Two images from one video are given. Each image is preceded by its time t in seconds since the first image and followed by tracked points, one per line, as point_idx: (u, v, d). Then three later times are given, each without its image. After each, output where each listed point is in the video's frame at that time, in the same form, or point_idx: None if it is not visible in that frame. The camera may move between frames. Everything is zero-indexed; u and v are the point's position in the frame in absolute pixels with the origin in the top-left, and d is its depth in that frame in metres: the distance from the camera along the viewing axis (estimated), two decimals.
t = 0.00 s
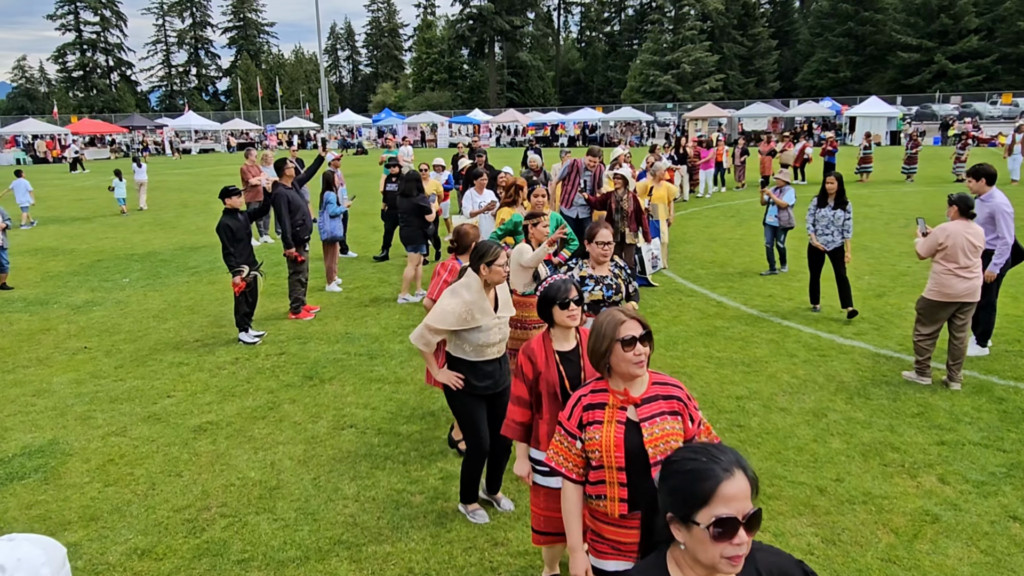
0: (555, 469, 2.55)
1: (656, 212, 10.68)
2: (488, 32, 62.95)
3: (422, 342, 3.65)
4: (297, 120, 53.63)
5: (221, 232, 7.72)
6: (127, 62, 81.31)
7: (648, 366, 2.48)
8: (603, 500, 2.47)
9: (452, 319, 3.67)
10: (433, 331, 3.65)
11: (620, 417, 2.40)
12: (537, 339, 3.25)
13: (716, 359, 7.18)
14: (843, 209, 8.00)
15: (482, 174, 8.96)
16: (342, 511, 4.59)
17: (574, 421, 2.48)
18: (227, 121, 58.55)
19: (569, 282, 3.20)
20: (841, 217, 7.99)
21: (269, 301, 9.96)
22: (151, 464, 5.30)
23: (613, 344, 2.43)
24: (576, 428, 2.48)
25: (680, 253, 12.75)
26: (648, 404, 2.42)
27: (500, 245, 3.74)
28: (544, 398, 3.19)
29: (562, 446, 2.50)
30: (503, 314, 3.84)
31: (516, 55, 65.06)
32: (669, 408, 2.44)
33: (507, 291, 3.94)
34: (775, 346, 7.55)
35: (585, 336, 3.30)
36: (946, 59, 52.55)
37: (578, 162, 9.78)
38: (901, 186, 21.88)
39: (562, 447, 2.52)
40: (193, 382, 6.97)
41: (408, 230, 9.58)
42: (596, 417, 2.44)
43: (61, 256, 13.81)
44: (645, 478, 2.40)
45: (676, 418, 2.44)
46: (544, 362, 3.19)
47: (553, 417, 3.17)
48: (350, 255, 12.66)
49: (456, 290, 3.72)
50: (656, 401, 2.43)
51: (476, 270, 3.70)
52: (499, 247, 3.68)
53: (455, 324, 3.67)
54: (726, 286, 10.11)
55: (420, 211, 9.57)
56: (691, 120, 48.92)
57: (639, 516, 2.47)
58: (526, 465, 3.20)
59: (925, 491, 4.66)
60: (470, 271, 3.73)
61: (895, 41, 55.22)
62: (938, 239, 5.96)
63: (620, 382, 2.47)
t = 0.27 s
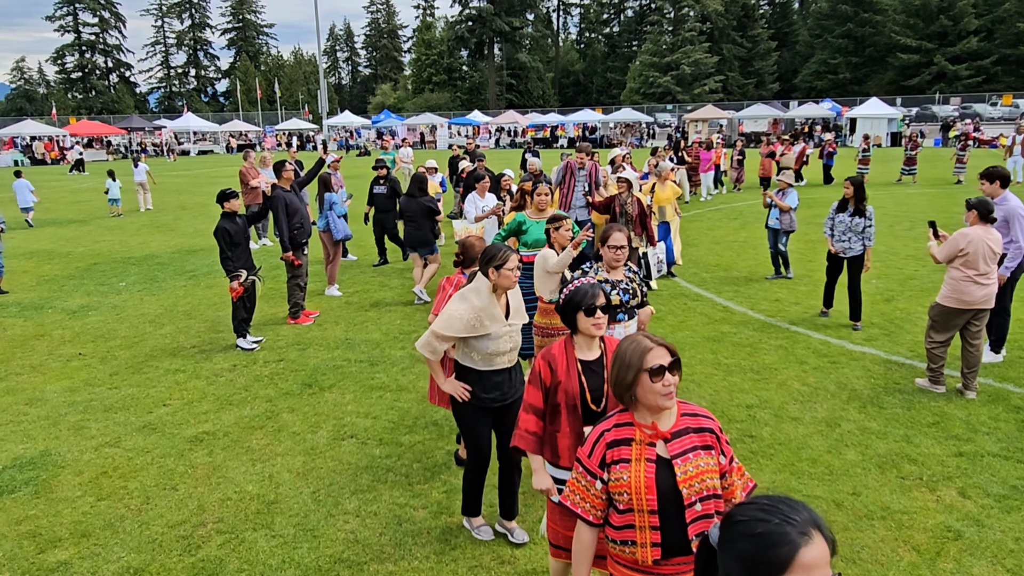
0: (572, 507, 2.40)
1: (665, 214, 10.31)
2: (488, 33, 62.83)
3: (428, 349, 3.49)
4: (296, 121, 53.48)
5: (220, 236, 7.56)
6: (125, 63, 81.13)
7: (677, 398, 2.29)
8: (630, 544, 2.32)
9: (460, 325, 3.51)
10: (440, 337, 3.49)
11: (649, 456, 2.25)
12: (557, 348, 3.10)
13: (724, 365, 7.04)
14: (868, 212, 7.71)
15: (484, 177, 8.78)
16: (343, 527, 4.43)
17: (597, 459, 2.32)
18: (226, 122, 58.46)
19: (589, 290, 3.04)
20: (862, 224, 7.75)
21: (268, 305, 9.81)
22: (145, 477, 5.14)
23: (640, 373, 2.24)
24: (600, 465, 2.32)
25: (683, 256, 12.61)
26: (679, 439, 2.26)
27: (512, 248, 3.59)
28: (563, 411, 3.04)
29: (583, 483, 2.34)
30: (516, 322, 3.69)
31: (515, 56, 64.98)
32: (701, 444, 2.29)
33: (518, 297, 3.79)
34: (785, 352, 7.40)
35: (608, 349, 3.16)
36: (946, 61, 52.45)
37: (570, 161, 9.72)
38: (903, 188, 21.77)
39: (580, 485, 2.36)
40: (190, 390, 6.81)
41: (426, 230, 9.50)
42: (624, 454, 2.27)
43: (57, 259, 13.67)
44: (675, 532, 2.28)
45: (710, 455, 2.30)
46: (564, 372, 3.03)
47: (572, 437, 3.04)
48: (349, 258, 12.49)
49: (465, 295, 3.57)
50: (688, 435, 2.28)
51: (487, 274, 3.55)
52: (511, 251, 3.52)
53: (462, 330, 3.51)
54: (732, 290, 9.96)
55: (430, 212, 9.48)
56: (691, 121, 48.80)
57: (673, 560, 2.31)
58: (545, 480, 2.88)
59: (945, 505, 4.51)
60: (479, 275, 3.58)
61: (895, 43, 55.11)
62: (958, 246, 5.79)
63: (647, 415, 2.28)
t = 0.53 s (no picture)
0: (581, 554, 2.20)
1: (675, 221, 10.15)
2: (487, 35, 62.72)
3: (441, 379, 3.41)
4: (296, 124, 53.35)
5: (216, 242, 7.41)
6: (125, 66, 80.98)
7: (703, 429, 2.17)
8: None
9: (472, 353, 3.39)
10: (451, 365, 3.40)
11: (680, 490, 2.09)
12: (577, 388, 3.00)
13: (732, 374, 6.89)
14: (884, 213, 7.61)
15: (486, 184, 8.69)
16: (342, 546, 4.27)
17: (620, 497, 2.12)
18: (226, 124, 58.33)
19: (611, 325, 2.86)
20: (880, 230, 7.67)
21: (266, 311, 9.66)
22: (137, 492, 4.98)
23: (666, 400, 2.10)
24: (622, 502, 2.13)
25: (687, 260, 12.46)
26: (709, 472, 2.12)
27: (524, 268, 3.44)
28: (583, 458, 2.94)
29: (596, 522, 2.15)
30: (532, 349, 3.52)
31: (515, 58, 64.88)
32: (731, 476, 2.17)
33: (537, 321, 3.64)
34: (794, 359, 7.25)
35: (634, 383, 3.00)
36: (947, 63, 52.30)
37: (565, 166, 9.65)
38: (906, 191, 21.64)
39: (592, 525, 2.17)
40: (186, 400, 6.66)
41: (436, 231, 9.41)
42: (649, 489, 2.10)
43: (54, 263, 13.52)
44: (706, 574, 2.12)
45: (740, 489, 2.18)
46: (586, 412, 2.94)
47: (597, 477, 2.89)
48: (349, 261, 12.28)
49: (477, 319, 3.44)
50: (716, 467, 2.14)
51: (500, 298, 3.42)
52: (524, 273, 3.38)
53: (474, 359, 3.39)
54: (738, 296, 9.81)
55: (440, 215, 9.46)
56: (691, 123, 48.65)
57: None
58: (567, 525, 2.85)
59: (967, 522, 4.35)
60: (494, 299, 3.44)
61: (895, 44, 54.98)
62: (975, 252, 5.65)
63: (672, 448, 2.14)
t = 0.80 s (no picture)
0: None
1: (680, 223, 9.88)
2: (487, 38, 62.64)
3: (444, 384, 3.24)
4: (295, 127, 53.21)
5: (213, 246, 7.26)
6: (125, 68, 80.81)
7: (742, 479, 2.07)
8: None
9: (478, 359, 3.22)
10: (455, 370, 3.23)
11: (717, 547, 2.03)
12: (595, 406, 2.77)
13: (739, 382, 6.74)
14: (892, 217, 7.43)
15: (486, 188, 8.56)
16: (340, 565, 4.11)
17: (655, 557, 2.06)
18: (225, 127, 58.19)
19: (635, 339, 2.66)
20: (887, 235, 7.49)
21: (262, 317, 9.51)
22: (129, 507, 4.83)
23: (711, 454, 1.98)
24: (658, 563, 2.07)
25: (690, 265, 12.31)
26: (745, 524, 2.08)
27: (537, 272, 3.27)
28: (606, 479, 2.72)
29: None
30: (544, 356, 3.31)
31: (515, 61, 64.80)
32: (768, 527, 2.12)
33: (551, 325, 3.44)
34: (802, 367, 7.10)
35: (658, 400, 2.78)
36: (946, 65, 52.21)
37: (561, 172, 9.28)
38: (908, 194, 21.52)
39: None
40: (180, 409, 6.50)
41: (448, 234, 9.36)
42: (687, 545, 2.03)
43: (49, 267, 13.36)
44: None
45: (778, 538, 2.13)
46: (608, 436, 2.70)
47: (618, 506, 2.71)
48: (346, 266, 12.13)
49: (486, 324, 3.27)
50: (752, 519, 2.10)
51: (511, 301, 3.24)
52: (536, 277, 3.20)
53: (480, 364, 3.22)
54: (743, 301, 9.67)
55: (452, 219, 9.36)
56: (691, 126, 48.53)
57: None
58: (572, 538, 2.92)
59: (987, 540, 4.19)
60: (503, 302, 3.26)
61: (894, 47, 54.88)
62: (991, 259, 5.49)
63: (708, 499, 2.06)
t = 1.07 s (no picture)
0: None
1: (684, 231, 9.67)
2: (487, 40, 62.60)
3: (443, 424, 2.95)
4: (294, 129, 53.09)
5: (207, 250, 7.09)
6: (125, 71, 80.66)
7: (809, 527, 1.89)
8: None
9: (481, 396, 2.95)
10: (456, 410, 2.95)
11: None
12: (622, 454, 2.47)
13: (745, 391, 6.59)
14: (897, 220, 7.28)
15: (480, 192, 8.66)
16: None
17: None
18: (224, 129, 58.09)
19: (666, 383, 2.37)
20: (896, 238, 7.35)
21: (256, 323, 9.37)
22: (117, 522, 4.66)
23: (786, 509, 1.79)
24: None
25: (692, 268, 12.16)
26: None
27: (544, 299, 3.00)
28: (634, 542, 2.42)
29: None
30: (551, 391, 3.06)
31: (515, 63, 64.71)
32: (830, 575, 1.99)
33: (559, 356, 3.17)
34: (809, 375, 6.94)
35: (692, 453, 2.49)
36: (946, 68, 52.11)
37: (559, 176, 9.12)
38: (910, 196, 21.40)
39: None
40: (174, 418, 6.35)
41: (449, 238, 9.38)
42: None
43: (44, 271, 13.22)
44: None
45: None
46: (639, 493, 2.40)
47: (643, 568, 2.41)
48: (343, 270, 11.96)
49: (490, 356, 2.98)
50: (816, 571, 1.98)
51: (515, 330, 2.98)
52: (543, 305, 2.95)
53: (484, 401, 2.95)
54: (748, 306, 9.50)
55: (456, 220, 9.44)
56: (691, 128, 48.41)
57: None
58: None
59: (1011, 560, 4.02)
60: (507, 331, 3.00)
61: (894, 50, 54.80)
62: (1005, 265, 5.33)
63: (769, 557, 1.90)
